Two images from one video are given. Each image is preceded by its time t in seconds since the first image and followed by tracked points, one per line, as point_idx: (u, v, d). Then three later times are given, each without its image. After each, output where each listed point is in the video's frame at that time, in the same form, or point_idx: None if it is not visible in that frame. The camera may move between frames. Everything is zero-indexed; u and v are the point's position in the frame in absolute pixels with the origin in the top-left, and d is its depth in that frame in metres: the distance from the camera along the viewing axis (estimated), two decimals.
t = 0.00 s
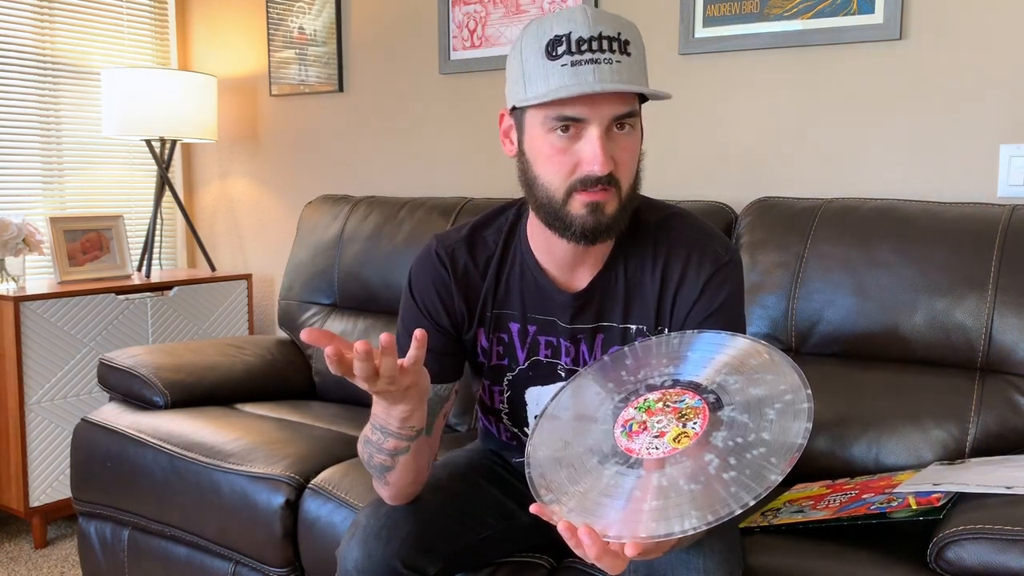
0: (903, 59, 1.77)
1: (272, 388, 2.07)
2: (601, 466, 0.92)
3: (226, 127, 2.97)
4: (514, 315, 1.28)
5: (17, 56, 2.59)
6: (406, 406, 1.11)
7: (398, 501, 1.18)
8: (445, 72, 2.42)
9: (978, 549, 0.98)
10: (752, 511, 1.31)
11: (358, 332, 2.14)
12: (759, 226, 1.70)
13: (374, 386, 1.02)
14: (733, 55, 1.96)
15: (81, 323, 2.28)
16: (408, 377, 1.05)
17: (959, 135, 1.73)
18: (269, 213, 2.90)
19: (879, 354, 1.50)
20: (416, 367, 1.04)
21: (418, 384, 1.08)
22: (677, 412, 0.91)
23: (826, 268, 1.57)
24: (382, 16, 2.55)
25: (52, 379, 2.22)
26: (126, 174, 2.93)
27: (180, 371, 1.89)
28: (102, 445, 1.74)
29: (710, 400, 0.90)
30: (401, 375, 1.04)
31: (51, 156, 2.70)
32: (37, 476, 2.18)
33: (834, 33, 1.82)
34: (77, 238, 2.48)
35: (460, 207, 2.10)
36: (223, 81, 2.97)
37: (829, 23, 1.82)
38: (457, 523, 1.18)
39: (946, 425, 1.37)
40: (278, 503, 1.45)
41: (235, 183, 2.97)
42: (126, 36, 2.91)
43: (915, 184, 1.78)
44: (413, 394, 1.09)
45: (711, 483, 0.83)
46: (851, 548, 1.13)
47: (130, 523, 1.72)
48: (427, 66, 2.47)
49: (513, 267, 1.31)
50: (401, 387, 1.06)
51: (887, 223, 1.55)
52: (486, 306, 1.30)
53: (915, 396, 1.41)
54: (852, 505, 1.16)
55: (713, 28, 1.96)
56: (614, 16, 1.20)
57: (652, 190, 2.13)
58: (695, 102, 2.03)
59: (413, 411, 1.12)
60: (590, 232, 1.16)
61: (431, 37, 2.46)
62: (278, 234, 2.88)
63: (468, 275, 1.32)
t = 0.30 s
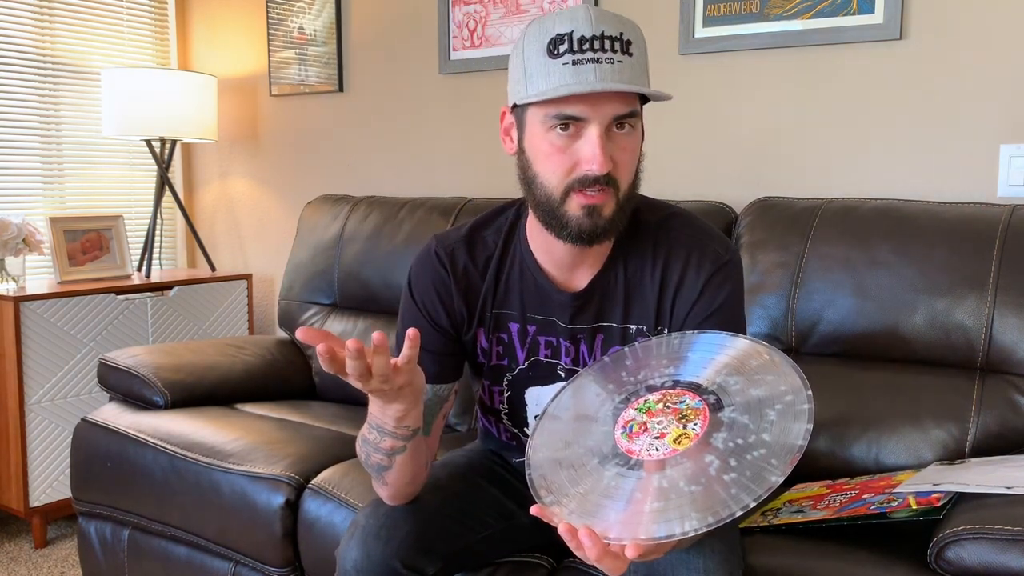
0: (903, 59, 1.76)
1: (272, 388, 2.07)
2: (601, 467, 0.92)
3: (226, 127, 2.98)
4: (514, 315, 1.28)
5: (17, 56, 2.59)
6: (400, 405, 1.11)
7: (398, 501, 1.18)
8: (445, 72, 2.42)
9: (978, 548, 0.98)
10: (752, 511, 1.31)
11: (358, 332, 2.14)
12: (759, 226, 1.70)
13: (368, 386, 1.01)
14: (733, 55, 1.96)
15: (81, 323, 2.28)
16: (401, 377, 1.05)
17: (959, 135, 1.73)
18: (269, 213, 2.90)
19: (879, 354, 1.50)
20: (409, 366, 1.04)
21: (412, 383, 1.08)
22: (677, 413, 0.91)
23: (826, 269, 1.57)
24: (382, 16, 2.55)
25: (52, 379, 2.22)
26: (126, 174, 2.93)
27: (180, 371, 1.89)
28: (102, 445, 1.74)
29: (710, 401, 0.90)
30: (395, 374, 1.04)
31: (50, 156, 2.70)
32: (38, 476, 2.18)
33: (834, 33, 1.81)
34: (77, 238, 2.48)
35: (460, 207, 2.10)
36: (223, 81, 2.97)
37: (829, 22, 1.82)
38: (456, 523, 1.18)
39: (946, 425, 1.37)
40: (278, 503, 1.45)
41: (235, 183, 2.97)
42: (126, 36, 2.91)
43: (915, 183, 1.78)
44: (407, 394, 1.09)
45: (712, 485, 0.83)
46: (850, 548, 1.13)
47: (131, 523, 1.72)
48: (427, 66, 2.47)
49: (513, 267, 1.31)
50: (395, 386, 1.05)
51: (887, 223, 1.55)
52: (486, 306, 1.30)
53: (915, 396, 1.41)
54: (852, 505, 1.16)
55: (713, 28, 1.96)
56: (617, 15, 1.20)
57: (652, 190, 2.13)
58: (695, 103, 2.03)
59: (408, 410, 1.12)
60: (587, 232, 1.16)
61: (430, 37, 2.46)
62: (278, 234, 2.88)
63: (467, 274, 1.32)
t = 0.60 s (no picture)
0: (903, 59, 1.76)
1: (272, 388, 2.07)
2: (601, 467, 0.92)
3: (226, 127, 2.98)
4: (514, 315, 1.28)
5: (17, 56, 2.59)
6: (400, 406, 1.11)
7: (397, 501, 1.18)
8: (445, 72, 2.42)
9: (978, 548, 0.98)
10: (752, 511, 1.31)
11: (358, 332, 2.14)
12: (759, 226, 1.70)
13: (368, 386, 1.01)
14: (733, 55, 1.96)
15: (81, 323, 2.28)
16: (402, 378, 1.05)
17: (959, 134, 1.73)
18: (269, 213, 2.90)
19: (879, 354, 1.50)
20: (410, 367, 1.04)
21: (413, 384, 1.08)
22: (677, 412, 0.91)
23: (826, 269, 1.57)
24: (382, 16, 2.55)
25: (52, 379, 2.22)
26: (126, 174, 2.93)
27: (180, 371, 1.89)
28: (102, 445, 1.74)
29: (710, 400, 0.90)
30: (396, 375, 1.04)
31: (51, 156, 2.70)
32: (37, 476, 2.18)
33: (834, 33, 1.81)
34: (77, 239, 2.49)
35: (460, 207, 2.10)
36: (223, 81, 2.97)
37: (829, 22, 1.82)
38: (456, 523, 1.18)
39: (946, 425, 1.37)
40: (278, 503, 1.45)
41: (235, 183, 2.97)
42: (126, 36, 2.91)
43: (914, 183, 1.78)
44: (407, 394, 1.09)
45: (713, 484, 0.83)
46: (850, 548, 1.13)
47: (130, 523, 1.72)
48: (427, 66, 2.47)
49: (513, 266, 1.31)
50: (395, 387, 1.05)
51: (887, 223, 1.55)
52: (486, 306, 1.30)
53: (915, 396, 1.41)
54: (852, 505, 1.16)
55: (713, 28, 1.96)
56: (615, 15, 1.20)
57: (652, 190, 2.13)
58: (695, 103, 2.03)
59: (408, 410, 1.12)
60: (587, 232, 1.16)
61: (430, 37, 2.46)
62: (278, 234, 2.88)
63: (467, 274, 1.32)
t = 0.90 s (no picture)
0: (903, 59, 1.76)
1: (272, 388, 2.07)
2: (601, 466, 0.92)
3: (226, 127, 2.98)
4: (514, 314, 1.28)
5: (17, 56, 2.59)
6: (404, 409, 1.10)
7: (397, 501, 1.17)
8: (445, 72, 2.42)
9: (978, 548, 0.98)
10: (752, 511, 1.31)
11: (358, 332, 2.14)
12: (759, 226, 1.70)
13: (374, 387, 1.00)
14: (733, 55, 1.96)
15: (81, 323, 2.28)
16: (407, 382, 1.04)
17: (959, 134, 1.73)
18: (269, 213, 2.90)
19: (879, 354, 1.50)
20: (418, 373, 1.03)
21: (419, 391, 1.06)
22: (676, 411, 0.91)
23: (826, 269, 1.57)
24: (382, 16, 2.55)
25: (52, 379, 2.22)
26: (126, 175, 2.93)
27: (180, 371, 1.89)
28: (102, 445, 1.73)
29: (709, 399, 0.90)
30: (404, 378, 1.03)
31: (50, 157, 2.70)
32: (37, 476, 2.18)
33: (834, 33, 1.81)
34: (77, 238, 2.49)
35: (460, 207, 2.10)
36: (223, 81, 2.97)
37: (829, 22, 1.82)
38: (457, 523, 1.18)
39: (946, 425, 1.37)
40: (278, 503, 1.45)
41: (235, 183, 2.97)
42: (126, 36, 2.91)
43: (914, 184, 1.78)
44: (411, 398, 1.08)
45: (712, 480, 0.82)
46: (850, 548, 1.13)
47: (130, 523, 1.72)
48: (427, 66, 2.47)
49: (513, 266, 1.31)
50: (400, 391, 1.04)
51: (887, 223, 1.55)
52: (486, 305, 1.30)
53: (915, 396, 1.41)
54: (852, 505, 1.16)
55: (713, 28, 1.96)
56: (615, 15, 1.20)
57: (652, 190, 2.13)
58: (695, 103, 2.03)
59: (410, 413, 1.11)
60: (587, 232, 1.17)
61: (431, 37, 2.46)
62: (278, 234, 2.88)
63: (467, 274, 1.32)
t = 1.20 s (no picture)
0: (903, 60, 1.76)
1: (272, 388, 2.07)
2: (591, 467, 0.92)
3: (226, 127, 2.98)
4: (514, 313, 1.28)
5: (17, 56, 2.59)
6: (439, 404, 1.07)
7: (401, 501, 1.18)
8: (445, 72, 2.42)
9: (978, 548, 0.98)
10: (752, 511, 1.31)
11: (358, 332, 2.14)
12: (759, 226, 1.70)
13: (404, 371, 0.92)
14: (733, 55, 1.96)
15: (81, 323, 2.27)
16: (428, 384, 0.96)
17: (959, 134, 1.73)
18: (269, 213, 2.90)
19: (880, 354, 1.50)
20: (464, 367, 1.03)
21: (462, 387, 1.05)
22: (665, 411, 0.91)
23: (826, 269, 1.57)
24: (382, 16, 2.55)
25: (52, 379, 2.22)
26: (126, 175, 2.93)
27: (180, 371, 1.89)
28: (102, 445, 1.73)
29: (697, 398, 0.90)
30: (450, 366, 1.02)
31: (51, 157, 2.70)
32: (37, 476, 2.18)
33: (834, 33, 1.81)
34: (77, 239, 2.48)
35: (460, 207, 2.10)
36: (223, 81, 2.97)
37: (829, 22, 1.82)
38: (458, 523, 1.18)
39: (946, 425, 1.37)
40: (278, 503, 1.45)
41: (235, 183, 2.97)
42: (126, 36, 2.91)
43: (914, 183, 1.78)
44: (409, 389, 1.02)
45: (699, 479, 0.83)
46: (849, 548, 1.13)
47: (130, 523, 1.72)
48: (427, 66, 2.47)
49: (512, 265, 1.31)
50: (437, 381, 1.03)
51: (887, 223, 1.55)
52: (486, 304, 1.30)
53: (915, 396, 1.41)
54: (852, 505, 1.16)
55: (713, 28, 1.96)
56: (608, 16, 1.20)
57: (652, 190, 2.12)
58: (695, 103, 2.03)
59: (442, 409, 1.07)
60: (580, 233, 1.17)
61: (430, 37, 2.46)
62: (278, 234, 2.88)
63: (468, 273, 1.32)
